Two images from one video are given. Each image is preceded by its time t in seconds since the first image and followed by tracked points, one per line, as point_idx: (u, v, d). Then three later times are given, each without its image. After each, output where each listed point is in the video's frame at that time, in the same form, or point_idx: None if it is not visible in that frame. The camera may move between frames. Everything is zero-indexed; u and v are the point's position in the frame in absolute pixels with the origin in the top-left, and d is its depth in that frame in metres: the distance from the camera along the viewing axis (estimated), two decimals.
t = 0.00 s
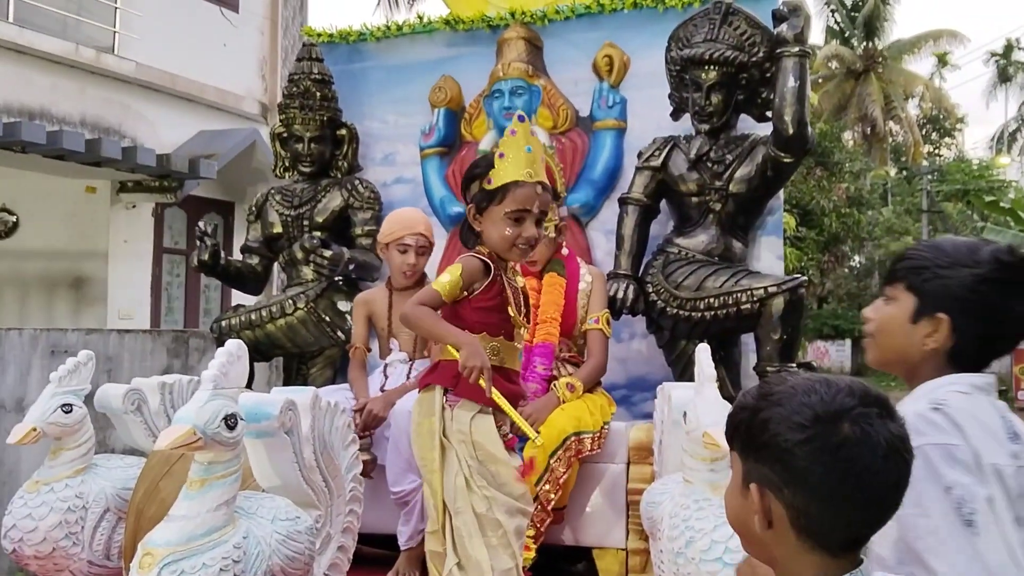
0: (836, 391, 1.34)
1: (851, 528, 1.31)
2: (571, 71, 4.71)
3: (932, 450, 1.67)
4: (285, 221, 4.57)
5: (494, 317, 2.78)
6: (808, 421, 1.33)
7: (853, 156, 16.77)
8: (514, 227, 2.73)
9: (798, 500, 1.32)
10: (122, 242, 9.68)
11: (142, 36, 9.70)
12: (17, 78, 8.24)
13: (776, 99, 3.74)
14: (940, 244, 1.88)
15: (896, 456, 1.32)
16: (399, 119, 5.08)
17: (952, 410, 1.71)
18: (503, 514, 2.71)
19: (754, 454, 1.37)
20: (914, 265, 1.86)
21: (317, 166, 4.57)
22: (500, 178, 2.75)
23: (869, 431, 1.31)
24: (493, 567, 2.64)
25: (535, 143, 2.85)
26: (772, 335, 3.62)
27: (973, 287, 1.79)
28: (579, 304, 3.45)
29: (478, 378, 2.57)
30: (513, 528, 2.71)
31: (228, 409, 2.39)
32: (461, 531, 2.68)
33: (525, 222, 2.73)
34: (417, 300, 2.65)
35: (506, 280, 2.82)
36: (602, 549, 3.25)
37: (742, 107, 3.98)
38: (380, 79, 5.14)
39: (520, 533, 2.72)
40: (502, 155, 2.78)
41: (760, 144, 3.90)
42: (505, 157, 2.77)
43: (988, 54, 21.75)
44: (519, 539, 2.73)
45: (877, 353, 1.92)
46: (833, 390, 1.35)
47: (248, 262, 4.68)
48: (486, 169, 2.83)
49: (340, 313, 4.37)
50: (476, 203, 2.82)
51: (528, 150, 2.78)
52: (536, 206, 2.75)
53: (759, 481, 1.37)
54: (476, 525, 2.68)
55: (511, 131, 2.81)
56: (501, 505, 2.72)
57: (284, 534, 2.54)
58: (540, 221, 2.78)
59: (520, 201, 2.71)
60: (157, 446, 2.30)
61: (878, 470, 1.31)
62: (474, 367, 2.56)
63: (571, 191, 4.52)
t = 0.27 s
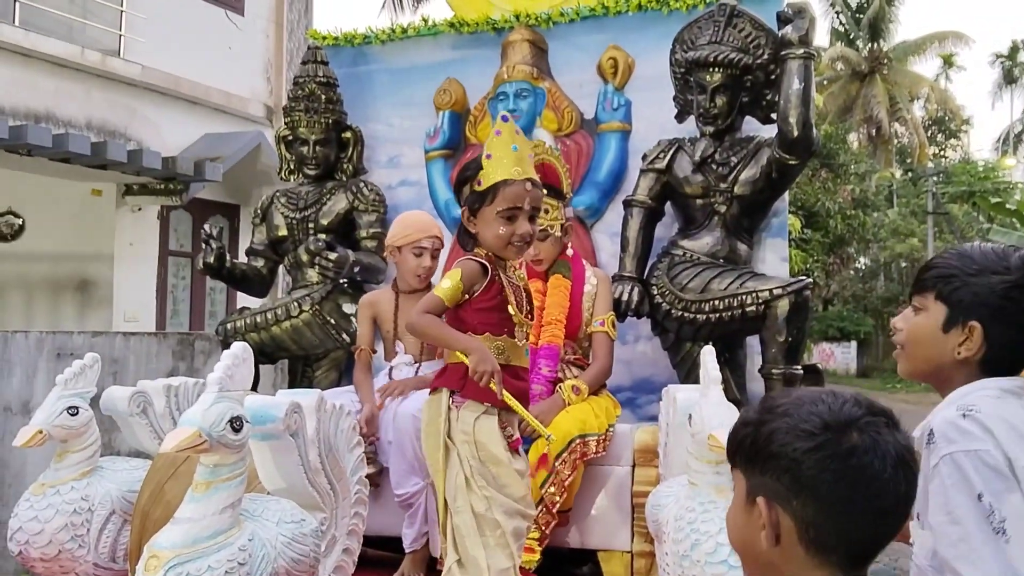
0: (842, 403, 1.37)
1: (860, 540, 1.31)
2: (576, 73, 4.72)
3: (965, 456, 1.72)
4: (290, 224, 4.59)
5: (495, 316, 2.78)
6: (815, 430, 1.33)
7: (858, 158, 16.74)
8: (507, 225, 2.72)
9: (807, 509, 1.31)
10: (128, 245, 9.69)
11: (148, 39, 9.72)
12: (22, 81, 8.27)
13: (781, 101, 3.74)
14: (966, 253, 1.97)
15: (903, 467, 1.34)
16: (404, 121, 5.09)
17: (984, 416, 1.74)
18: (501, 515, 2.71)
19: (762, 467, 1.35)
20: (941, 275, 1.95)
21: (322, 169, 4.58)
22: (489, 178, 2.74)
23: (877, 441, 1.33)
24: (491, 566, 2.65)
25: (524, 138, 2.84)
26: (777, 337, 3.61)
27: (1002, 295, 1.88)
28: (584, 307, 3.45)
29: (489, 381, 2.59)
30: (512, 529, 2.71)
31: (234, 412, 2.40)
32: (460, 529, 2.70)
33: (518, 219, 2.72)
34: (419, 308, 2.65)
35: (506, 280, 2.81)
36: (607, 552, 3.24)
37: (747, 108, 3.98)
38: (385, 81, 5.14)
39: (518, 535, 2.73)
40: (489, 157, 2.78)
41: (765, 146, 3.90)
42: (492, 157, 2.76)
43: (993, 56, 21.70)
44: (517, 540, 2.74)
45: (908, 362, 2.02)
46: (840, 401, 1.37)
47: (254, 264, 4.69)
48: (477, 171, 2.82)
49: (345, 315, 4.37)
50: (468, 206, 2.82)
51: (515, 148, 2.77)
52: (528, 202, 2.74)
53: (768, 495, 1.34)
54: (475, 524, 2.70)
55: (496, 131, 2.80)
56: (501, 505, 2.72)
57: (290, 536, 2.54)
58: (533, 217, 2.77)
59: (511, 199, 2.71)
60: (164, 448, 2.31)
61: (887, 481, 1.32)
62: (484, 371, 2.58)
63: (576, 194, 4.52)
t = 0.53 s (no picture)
0: (795, 394, 1.30)
1: (821, 524, 1.18)
2: (581, 76, 4.72)
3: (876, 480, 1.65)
4: (296, 226, 4.59)
5: (500, 316, 2.79)
6: (759, 414, 1.27)
7: (864, 161, 16.74)
8: (506, 223, 2.73)
9: (764, 499, 1.21)
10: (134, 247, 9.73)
11: (154, 42, 9.76)
12: (30, 85, 8.31)
13: (786, 104, 3.74)
14: (918, 264, 1.78)
15: (859, 441, 1.23)
16: (410, 124, 5.10)
17: (908, 436, 1.65)
18: (502, 515, 2.71)
19: (721, 464, 1.29)
20: (891, 283, 1.77)
21: (328, 171, 4.59)
22: (488, 179, 2.77)
23: (824, 415, 1.24)
24: (491, 565, 2.66)
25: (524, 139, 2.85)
26: (783, 340, 3.60)
27: (948, 311, 1.70)
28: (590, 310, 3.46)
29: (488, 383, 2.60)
30: (511, 529, 2.69)
31: (241, 414, 2.40)
32: (462, 530, 2.72)
33: (517, 218, 2.73)
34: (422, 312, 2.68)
35: (511, 280, 2.82)
36: (613, 554, 3.25)
37: (752, 111, 3.98)
38: (391, 85, 5.15)
39: (518, 536, 2.71)
40: (487, 159, 2.81)
41: (770, 149, 3.89)
42: (490, 159, 2.78)
43: (999, 58, 21.68)
44: (518, 542, 2.72)
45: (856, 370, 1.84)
46: (794, 393, 1.30)
47: (260, 267, 4.70)
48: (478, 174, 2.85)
49: (350, 317, 4.39)
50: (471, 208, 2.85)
51: (514, 148, 2.79)
52: (526, 200, 2.75)
53: (725, 491, 1.26)
54: (474, 523, 2.71)
55: (494, 133, 2.83)
56: (502, 507, 2.72)
57: (296, 539, 2.55)
58: (534, 215, 2.77)
59: (508, 198, 2.72)
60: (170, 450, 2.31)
61: (846, 461, 1.21)
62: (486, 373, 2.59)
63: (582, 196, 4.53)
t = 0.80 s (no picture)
0: (775, 377, 1.34)
1: (804, 501, 1.21)
2: (587, 79, 4.73)
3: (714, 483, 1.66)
4: (302, 229, 4.61)
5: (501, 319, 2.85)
6: (739, 398, 1.32)
7: (870, 163, 16.69)
8: (508, 230, 2.77)
9: (748, 486, 1.26)
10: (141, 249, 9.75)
11: (160, 45, 9.78)
12: (36, 87, 8.34)
13: (792, 106, 3.74)
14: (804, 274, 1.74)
15: (839, 417, 1.26)
16: (416, 127, 5.11)
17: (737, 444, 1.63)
18: (502, 516, 2.70)
19: (710, 452, 1.35)
20: (776, 290, 1.73)
21: (334, 174, 4.60)
22: (490, 186, 2.81)
23: (802, 393, 1.28)
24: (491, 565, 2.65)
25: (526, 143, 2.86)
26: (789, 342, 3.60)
27: (819, 320, 1.66)
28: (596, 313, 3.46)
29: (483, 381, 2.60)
30: (512, 529, 2.68)
31: (248, 416, 2.41)
32: (463, 530, 2.72)
33: (518, 223, 2.76)
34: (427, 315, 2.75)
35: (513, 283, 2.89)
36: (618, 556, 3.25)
37: (758, 114, 3.98)
38: (398, 87, 5.17)
39: (520, 536, 2.69)
40: (488, 165, 2.84)
41: (776, 151, 3.89)
42: (492, 165, 2.81)
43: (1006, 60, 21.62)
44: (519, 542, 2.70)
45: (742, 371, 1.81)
46: (775, 375, 1.35)
47: (266, 269, 4.71)
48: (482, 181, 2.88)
49: (356, 320, 4.41)
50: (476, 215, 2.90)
51: (515, 153, 2.80)
52: (528, 205, 2.77)
53: (715, 477, 1.32)
54: (475, 522, 2.71)
55: (496, 138, 2.84)
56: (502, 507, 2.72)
57: (302, 540, 2.56)
58: (535, 220, 2.79)
59: (508, 205, 2.75)
60: (178, 452, 2.32)
61: (824, 444, 1.23)
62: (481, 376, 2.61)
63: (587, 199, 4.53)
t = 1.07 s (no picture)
0: (785, 360, 1.40)
1: (822, 479, 1.28)
2: (592, 80, 4.74)
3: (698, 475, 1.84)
4: (308, 230, 4.62)
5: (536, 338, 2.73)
6: (751, 383, 1.38)
7: (876, 165, 16.67)
8: (569, 246, 2.63)
9: (765, 467, 1.32)
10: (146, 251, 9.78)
11: (167, 47, 9.81)
12: (43, 89, 8.37)
13: (798, 108, 3.74)
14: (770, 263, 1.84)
15: (851, 397, 1.33)
16: (422, 128, 5.11)
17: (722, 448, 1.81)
18: (528, 518, 2.64)
19: (724, 437, 1.40)
20: (742, 277, 1.83)
21: (340, 176, 4.61)
22: (540, 205, 2.64)
23: (814, 375, 1.35)
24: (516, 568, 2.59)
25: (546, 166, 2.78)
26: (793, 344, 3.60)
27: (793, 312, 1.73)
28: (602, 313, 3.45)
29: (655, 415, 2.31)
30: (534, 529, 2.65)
31: (255, 417, 2.42)
32: (486, 536, 2.64)
33: (577, 237, 2.64)
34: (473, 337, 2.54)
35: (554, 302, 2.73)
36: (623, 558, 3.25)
37: (764, 116, 3.98)
38: (404, 89, 5.18)
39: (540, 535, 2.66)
40: (536, 184, 2.68)
41: (782, 153, 3.89)
42: (535, 185, 2.67)
43: (1012, 62, 21.58)
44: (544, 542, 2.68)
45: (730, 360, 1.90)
46: (783, 357, 1.42)
47: (272, 270, 4.72)
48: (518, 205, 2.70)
49: (362, 321, 4.43)
50: (520, 239, 2.68)
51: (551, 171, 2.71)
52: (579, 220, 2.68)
53: (731, 463, 1.37)
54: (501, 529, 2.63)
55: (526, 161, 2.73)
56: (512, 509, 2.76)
57: (308, 540, 2.56)
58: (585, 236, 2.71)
59: (570, 218, 2.62)
60: (185, 451, 2.33)
61: (841, 421, 1.30)
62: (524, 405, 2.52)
63: (593, 200, 4.53)
